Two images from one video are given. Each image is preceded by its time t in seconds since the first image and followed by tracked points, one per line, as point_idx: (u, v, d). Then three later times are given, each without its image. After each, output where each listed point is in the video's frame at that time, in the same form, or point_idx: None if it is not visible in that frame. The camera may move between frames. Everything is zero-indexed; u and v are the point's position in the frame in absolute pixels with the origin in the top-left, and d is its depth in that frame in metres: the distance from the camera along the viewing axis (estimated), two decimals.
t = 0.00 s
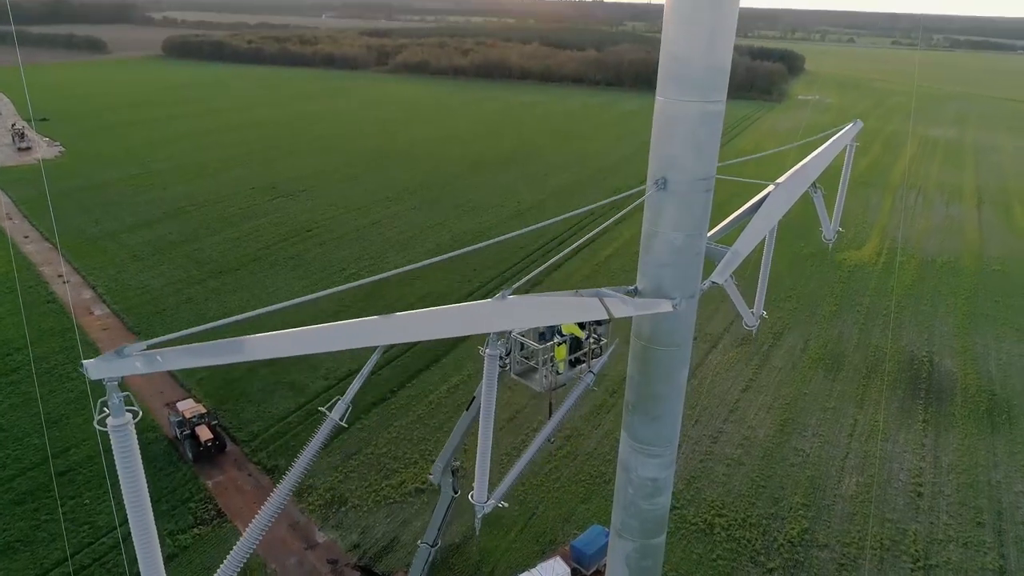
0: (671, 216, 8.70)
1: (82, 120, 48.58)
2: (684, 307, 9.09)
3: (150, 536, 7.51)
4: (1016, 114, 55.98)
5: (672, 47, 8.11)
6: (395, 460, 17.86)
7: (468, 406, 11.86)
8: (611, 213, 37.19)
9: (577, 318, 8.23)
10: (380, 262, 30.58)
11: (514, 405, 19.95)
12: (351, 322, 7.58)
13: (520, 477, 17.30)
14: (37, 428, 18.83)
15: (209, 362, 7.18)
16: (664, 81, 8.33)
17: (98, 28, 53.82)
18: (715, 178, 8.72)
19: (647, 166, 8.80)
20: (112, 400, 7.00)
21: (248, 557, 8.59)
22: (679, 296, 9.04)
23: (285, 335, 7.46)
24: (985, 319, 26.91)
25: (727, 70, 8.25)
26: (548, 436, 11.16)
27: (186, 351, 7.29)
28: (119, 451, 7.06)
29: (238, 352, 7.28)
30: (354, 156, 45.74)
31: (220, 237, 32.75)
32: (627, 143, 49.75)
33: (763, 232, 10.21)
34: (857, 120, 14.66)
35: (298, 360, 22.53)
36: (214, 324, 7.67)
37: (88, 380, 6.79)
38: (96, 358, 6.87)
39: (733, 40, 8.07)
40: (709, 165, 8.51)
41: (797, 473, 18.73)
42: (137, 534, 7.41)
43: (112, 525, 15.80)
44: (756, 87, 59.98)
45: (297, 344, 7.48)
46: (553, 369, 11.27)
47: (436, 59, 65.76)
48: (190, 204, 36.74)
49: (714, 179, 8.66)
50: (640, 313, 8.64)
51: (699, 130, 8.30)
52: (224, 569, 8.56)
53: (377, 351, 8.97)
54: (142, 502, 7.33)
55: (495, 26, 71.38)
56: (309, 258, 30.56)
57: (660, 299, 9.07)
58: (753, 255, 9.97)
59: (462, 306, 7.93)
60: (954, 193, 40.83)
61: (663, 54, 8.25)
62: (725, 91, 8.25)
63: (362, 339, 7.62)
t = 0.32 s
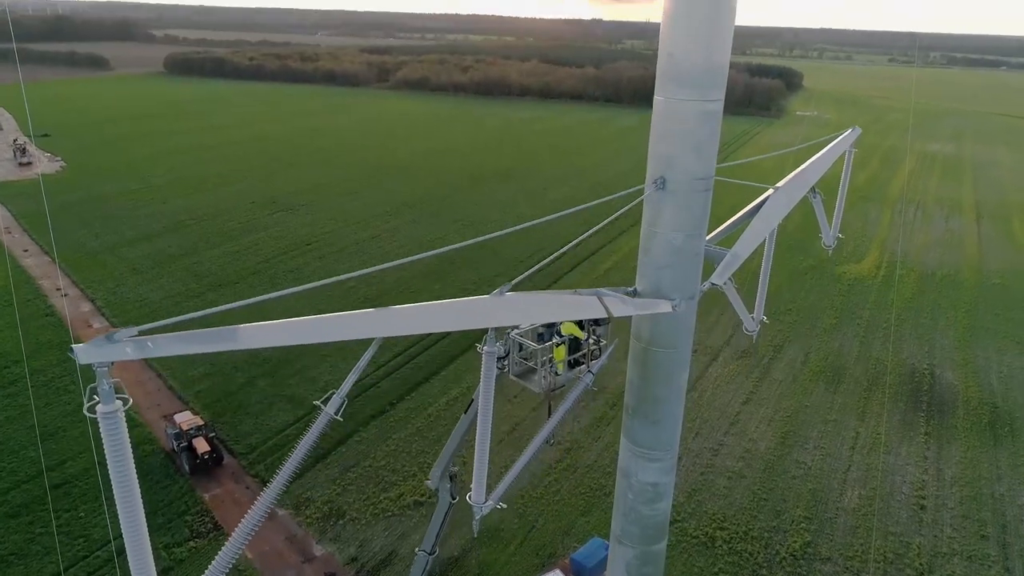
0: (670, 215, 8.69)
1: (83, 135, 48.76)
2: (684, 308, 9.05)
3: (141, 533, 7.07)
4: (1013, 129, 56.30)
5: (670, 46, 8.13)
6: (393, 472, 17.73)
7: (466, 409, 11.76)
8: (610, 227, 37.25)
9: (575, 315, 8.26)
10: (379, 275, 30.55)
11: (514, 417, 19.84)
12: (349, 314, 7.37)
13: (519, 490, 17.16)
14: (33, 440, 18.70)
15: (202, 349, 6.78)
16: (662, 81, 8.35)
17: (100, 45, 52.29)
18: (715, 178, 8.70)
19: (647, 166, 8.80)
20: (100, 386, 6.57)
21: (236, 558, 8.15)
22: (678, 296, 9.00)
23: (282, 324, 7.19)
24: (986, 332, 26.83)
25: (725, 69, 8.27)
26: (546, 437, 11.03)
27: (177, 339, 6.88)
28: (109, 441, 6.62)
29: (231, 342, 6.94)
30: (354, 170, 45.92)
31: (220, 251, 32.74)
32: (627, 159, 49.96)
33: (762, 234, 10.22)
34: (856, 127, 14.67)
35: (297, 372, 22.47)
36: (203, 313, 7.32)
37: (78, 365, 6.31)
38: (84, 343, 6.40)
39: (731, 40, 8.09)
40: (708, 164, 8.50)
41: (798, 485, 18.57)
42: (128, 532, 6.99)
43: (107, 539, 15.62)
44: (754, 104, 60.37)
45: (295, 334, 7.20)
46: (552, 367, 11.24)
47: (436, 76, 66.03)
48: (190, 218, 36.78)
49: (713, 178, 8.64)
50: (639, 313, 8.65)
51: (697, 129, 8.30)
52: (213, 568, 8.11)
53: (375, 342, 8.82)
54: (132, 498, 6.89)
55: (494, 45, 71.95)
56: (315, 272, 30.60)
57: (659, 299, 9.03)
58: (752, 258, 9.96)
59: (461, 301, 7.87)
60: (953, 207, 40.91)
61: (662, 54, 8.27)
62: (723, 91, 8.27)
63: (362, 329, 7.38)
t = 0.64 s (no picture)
0: (669, 215, 8.68)
1: (85, 151, 48.91)
2: (684, 310, 9.03)
3: (127, 506, 7.17)
4: (1010, 144, 56.57)
5: (669, 48, 8.16)
6: (392, 486, 17.59)
7: (464, 414, 11.55)
8: (609, 242, 37.28)
9: (573, 314, 8.25)
10: (378, 290, 30.50)
11: (513, 430, 19.73)
12: (343, 308, 7.44)
13: (519, 504, 17.00)
14: (30, 453, 18.61)
15: (193, 337, 6.87)
16: (661, 81, 8.38)
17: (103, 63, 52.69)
18: (714, 179, 8.72)
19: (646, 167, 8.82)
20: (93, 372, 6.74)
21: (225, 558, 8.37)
22: (678, 298, 8.98)
23: (274, 314, 7.30)
24: (988, 346, 26.73)
25: (723, 70, 8.30)
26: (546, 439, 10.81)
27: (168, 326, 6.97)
28: (101, 428, 6.76)
29: (223, 330, 7.03)
30: (355, 186, 46.07)
31: (219, 265, 32.75)
32: (626, 175, 50.15)
33: (761, 237, 10.19)
34: (855, 133, 14.68)
35: (295, 386, 22.38)
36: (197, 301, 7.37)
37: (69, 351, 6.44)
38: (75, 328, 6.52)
39: (730, 39, 8.12)
40: (708, 164, 8.50)
41: (801, 499, 18.40)
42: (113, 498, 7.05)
43: (102, 553, 15.45)
44: (752, 122, 60.68)
45: (286, 324, 7.27)
46: (551, 367, 11.17)
47: (436, 93, 66.40)
48: (191, 233, 36.80)
49: (713, 178, 8.65)
50: (638, 314, 8.63)
51: (696, 129, 8.32)
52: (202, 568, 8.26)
53: (371, 334, 8.93)
54: (119, 468, 6.96)
55: (494, 63, 72.43)
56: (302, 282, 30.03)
57: (659, 301, 9.00)
58: (752, 260, 9.93)
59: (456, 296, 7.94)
60: (952, 223, 40.97)
61: (660, 55, 8.31)
62: (722, 92, 8.30)
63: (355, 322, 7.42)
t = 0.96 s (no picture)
0: (669, 216, 8.67)
1: (86, 167, 49.07)
2: (684, 312, 8.97)
3: (118, 507, 6.90)
4: (1009, 160, 56.74)
5: (667, 49, 8.19)
6: (390, 500, 17.43)
7: (462, 419, 11.41)
8: (609, 257, 37.32)
9: (573, 313, 8.21)
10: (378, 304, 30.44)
11: (513, 444, 19.60)
12: (340, 300, 7.40)
13: (518, 518, 16.83)
14: (27, 467, 18.45)
15: (189, 324, 6.76)
16: (660, 83, 8.40)
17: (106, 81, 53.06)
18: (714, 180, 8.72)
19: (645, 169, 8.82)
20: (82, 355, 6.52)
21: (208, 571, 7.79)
22: (678, 300, 8.94)
23: (269, 305, 7.24)
24: (989, 361, 26.63)
25: (722, 71, 8.33)
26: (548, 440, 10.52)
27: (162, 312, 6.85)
28: (90, 417, 6.51)
29: (219, 319, 6.94)
30: (356, 202, 46.23)
31: (219, 280, 32.72)
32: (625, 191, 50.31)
33: (760, 242, 10.18)
34: (854, 141, 14.71)
35: (294, 399, 22.27)
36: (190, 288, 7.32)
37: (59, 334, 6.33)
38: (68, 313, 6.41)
39: (728, 41, 8.16)
40: (708, 165, 8.50)
41: (804, 514, 18.19)
42: (105, 502, 6.80)
43: (98, 567, 15.29)
44: (751, 138, 60.38)
45: (282, 315, 7.22)
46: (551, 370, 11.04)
47: (437, 110, 66.84)
48: (192, 248, 36.82)
49: (712, 179, 8.65)
50: (638, 314, 8.59)
51: (696, 130, 8.32)
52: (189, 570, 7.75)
53: (367, 329, 8.72)
54: (112, 474, 6.78)
55: (495, 80, 72.89)
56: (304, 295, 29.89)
57: (659, 302, 8.95)
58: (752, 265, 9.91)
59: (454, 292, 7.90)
60: (952, 238, 41.03)
61: (658, 58, 8.34)
62: (721, 93, 8.31)
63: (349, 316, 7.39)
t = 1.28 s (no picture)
0: (667, 217, 8.67)
1: (89, 185, 49.30)
2: (683, 314, 8.92)
3: (107, 508, 6.79)
4: (1007, 176, 56.99)
5: (664, 51, 8.25)
6: (388, 513, 17.28)
7: (459, 424, 11.38)
8: (608, 273, 37.38)
9: (570, 312, 8.19)
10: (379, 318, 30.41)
11: (512, 457, 19.48)
12: (333, 292, 7.37)
13: (517, 532, 16.66)
14: (23, 481, 18.31)
15: (179, 311, 6.71)
16: (657, 84, 8.45)
17: (110, 99, 53.46)
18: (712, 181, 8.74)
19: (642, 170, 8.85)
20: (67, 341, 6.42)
21: None
22: (676, 302, 8.89)
23: (260, 295, 7.21)
24: (991, 375, 26.52)
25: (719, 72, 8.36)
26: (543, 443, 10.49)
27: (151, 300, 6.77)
28: (77, 407, 6.42)
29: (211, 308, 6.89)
30: (356, 218, 46.39)
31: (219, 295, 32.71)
32: (625, 207, 50.48)
33: (759, 245, 10.18)
34: (852, 149, 14.73)
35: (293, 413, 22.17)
36: (182, 278, 7.28)
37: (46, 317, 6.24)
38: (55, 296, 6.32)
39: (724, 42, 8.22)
40: (706, 165, 8.52)
41: (805, 529, 18.00)
42: (94, 507, 6.69)
43: None
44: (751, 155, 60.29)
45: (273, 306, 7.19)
46: (547, 373, 11.01)
47: (437, 128, 67.28)
48: (192, 263, 36.87)
49: (710, 179, 8.66)
50: (636, 315, 8.56)
51: (692, 130, 8.34)
52: None
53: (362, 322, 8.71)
54: (102, 481, 6.67)
55: (495, 98, 73.43)
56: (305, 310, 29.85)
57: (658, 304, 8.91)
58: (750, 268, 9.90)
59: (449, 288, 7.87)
60: (951, 253, 41.05)
61: (655, 59, 8.39)
62: (718, 93, 8.34)
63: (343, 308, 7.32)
